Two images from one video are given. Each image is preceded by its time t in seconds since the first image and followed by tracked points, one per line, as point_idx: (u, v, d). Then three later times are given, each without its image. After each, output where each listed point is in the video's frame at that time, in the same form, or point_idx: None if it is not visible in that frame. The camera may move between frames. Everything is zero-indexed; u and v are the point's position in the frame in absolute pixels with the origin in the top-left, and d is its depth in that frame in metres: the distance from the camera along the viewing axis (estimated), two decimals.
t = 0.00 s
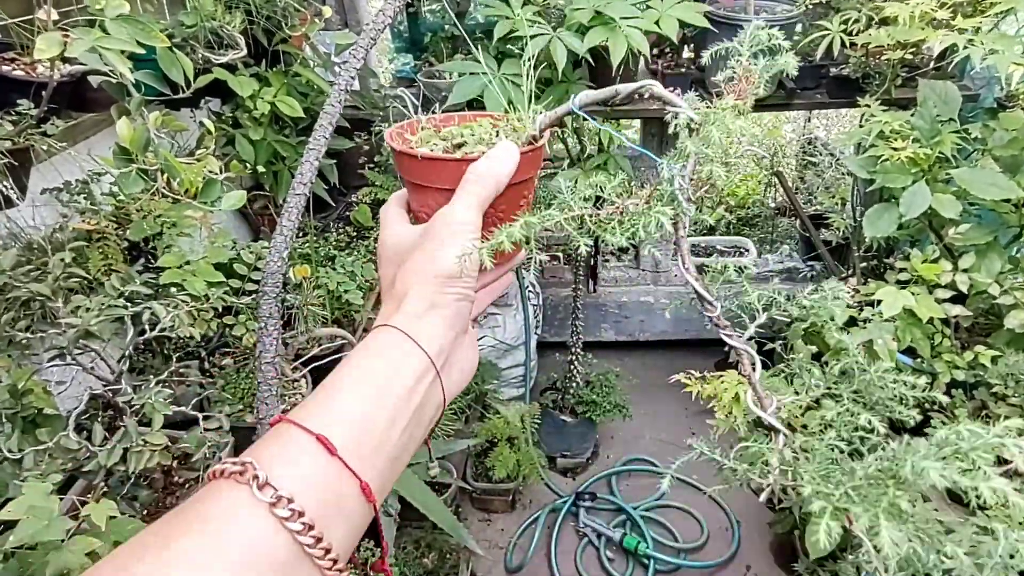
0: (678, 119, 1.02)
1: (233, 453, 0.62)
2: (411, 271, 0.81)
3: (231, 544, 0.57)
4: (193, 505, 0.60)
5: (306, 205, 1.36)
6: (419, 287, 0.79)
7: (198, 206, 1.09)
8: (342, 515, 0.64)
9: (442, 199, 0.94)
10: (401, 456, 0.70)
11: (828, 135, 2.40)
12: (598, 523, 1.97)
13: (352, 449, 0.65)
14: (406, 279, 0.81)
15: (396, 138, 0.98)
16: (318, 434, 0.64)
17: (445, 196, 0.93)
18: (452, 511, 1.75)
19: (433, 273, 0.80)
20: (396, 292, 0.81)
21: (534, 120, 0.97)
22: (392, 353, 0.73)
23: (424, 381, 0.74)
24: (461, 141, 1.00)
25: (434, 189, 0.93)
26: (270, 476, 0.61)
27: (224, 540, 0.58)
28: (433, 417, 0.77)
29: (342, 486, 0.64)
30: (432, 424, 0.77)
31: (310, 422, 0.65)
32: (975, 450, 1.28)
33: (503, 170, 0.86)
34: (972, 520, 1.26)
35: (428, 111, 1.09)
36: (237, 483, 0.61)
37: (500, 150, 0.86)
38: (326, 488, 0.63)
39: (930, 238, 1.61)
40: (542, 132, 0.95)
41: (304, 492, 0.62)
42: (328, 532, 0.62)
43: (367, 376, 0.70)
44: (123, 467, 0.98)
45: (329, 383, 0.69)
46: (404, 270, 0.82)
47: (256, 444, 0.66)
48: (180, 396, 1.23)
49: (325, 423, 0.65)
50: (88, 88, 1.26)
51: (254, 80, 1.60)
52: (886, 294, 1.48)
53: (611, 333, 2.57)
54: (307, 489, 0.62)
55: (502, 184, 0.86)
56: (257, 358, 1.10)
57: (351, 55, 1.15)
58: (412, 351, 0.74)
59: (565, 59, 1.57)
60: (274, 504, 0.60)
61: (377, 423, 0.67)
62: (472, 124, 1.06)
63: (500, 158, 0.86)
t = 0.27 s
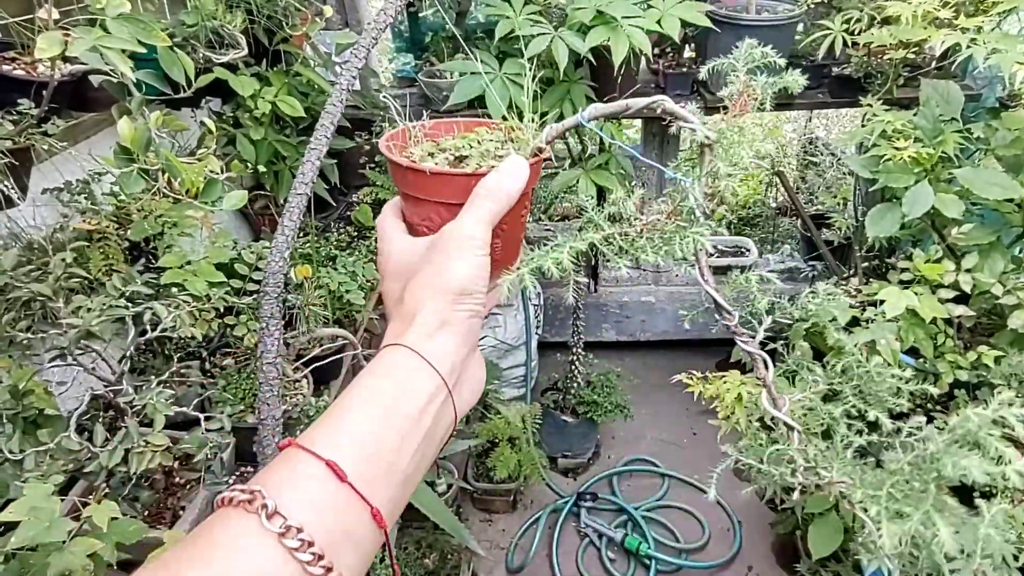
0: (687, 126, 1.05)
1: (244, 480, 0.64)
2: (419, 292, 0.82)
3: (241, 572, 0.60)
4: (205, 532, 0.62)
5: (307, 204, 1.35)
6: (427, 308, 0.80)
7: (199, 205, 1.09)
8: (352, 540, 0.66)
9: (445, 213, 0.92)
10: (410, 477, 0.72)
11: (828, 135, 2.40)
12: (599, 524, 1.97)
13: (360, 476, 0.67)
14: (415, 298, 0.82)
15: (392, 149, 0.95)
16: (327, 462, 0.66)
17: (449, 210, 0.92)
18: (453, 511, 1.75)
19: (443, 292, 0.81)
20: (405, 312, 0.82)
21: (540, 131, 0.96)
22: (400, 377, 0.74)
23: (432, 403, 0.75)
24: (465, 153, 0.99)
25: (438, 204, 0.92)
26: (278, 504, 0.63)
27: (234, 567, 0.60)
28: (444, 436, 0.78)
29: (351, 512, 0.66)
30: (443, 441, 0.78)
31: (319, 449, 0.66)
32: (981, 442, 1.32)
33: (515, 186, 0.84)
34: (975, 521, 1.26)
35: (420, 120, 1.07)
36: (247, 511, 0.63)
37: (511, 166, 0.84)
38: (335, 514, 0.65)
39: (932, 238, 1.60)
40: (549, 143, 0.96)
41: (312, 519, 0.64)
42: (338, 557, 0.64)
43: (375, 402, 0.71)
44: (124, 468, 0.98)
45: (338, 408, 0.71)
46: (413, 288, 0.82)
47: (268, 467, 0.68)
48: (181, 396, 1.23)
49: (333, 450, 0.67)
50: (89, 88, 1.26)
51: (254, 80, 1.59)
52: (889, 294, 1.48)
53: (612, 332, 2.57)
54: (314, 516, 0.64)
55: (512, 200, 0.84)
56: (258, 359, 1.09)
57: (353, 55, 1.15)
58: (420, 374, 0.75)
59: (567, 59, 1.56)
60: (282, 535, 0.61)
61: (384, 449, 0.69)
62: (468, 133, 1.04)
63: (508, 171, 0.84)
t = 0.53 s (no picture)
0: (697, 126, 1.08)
1: (265, 493, 0.64)
2: (435, 301, 0.82)
3: None
4: (226, 547, 0.61)
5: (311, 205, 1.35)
6: (444, 317, 0.80)
7: (205, 205, 1.09)
8: (377, 551, 0.65)
9: (452, 222, 0.93)
10: (432, 488, 0.72)
11: (831, 135, 2.40)
12: (601, 525, 1.97)
13: (383, 486, 0.66)
14: (432, 307, 0.82)
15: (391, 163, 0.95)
16: (350, 472, 0.65)
17: (456, 220, 0.93)
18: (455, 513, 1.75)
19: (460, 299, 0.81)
20: (422, 322, 0.82)
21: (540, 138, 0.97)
22: (419, 387, 0.74)
23: (452, 412, 0.75)
24: (468, 164, 1.00)
25: (443, 216, 0.92)
26: (302, 516, 0.63)
27: None
28: (464, 446, 0.78)
29: (375, 523, 0.65)
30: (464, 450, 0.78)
31: (341, 459, 0.66)
32: (987, 444, 1.32)
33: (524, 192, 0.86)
34: (981, 523, 1.26)
35: (415, 130, 1.07)
36: (269, 523, 0.62)
37: (517, 174, 0.86)
38: (359, 526, 0.64)
39: (937, 239, 1.60)
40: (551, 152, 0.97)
41: (336, 531, 0.63)
42: (362, 568, 0.64)
43: (396, 412, 0.71)
44: (129, 469, 0.98)
45: (358, 419, 0.70)
46: (429, 297, 0.82)
47: (288, 481, 0.68)
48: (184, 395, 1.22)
49: (356, 461, 0.66)
50: (94, 87, 1.26)
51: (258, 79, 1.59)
52: (895, 295, 1.47)
53: (614, 333, 2.57)
54: (338, 527, 0.63)
55: (522, 207, 0.86)
56: (262, 359, 1.09)
57: (359, 55, 1.15)
58: (439, 383, 0.75)
59: (571, 59, 1.56)
60: (306, 547, 0.61)
61: (406, 459, 0.69)
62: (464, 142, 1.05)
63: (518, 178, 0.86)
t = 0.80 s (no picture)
0: (690, 132, 1.12)
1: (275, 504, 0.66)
2: (437, 309, 0.85)
3: None
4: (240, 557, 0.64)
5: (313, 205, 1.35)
6: (446, 326, 0.83)
7: (209, 206, 1.09)
8: (388, 556, 0.68)
9: (448, 227, 0.94)
10: (440, 493, 0.75)
11: (832, 136, 2.40)
12: (602, 525, 1.97)
13: (393, 494, 0.69)
14: (437, 314, 0.85)
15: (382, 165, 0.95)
16: (361, 480, 0.68)
17: (452, 224, 0.94)
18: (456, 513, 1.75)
19: (464, 307, 0.84)
20: (426, 330, 0.85)
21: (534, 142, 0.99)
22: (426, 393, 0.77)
23: (456, 419, 0.78)
24: (461, 165, 1.00)
25: (440, 219, 0.94)
26: (314, 524, 0.66)
27: None
28: (470, 450, 0.81)
29: (386, 529, 0.69)
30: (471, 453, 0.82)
31: (352, 468, 0.69)
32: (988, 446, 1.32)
33: (522, 199, 0.89)
34: (982, 525, 1.26)
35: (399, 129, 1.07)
36: (280, 533, 0.65)
37: (518, 178, 0.89)
38: (369, 533, 0.67)
39: (939, 241, 1.60)
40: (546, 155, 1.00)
41: (347, 539, 0.66)
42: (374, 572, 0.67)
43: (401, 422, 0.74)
44: (133, 470, 0.98)
45: (367, 427, 0.73)
46: (433, 304, 0.85)
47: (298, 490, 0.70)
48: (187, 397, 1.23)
49: (366, 469, 0.69)
50: (98, 88, 1.25)
51: (261, 80, 1.59)
52: (896, 297, 1.48)
53: (615, 334, 2.57)
54: (350, 534, 0.66)
55: (521, 212, 0.89)
56: (264, 360, 1.09)
57: (362, 56, 1.15)
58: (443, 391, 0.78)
59: (574, 60, 1.56)
60: (317, 556, 0.63)
61: (413, 467, 0.72)
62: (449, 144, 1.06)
63: (516, 185, 0.89)
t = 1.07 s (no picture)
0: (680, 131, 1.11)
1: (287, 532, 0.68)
2: (445, 327, 0.87)
3: None
4: None
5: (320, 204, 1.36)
6: (456, 343, 0.85)
7: (218, 205, 1.09)
8: None
9: (446, 240, 0.96)
10: (454, 511, 0.77)
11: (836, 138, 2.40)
12: (605, 525, 1.97)
13: (405, 517, 0.71)
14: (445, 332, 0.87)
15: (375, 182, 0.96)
16: (373, 505, 0.70)
17: (450, 237, 0.96)
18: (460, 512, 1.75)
19: (471, 322, 0.86)
20: (434, 347, 0.87)
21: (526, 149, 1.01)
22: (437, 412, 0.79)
23: (468, 436, 0.80)
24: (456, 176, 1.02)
25: (440, 233, 0.95)
26: (327, 550, 0.68)
27: None
28: (484, 464, 0.83)
29: (401, 551, 0.71)
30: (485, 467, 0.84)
31: (364, 494, 0.71)
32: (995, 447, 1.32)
33: (520, 211, 0.90)
34: (988, 527, 1.26)
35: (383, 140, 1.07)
36: (292, 561, 0.66)
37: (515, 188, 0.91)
38: (383, 557, 0.69)
39: (944, 243, 1.60)
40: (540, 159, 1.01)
41: (360, 562, 0.68)
42: None
43: (412, 444, 0.76)
44: (143, 468, 0.98)
45: (379, 450, 0.75)
46: (441, 322, 0.87)
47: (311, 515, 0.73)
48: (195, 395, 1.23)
49: (379, 493, 0.72)
50: (108, 87, 1.25)
51: (268, 79, 1.59)
52: (902, 298, 1.47)
53: (618, 334, 2.57)
54: (363, 558, 0.68)
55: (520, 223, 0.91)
56: (273, 358, 1.09)
57: (371, 56, 1.15)
58: (454, 409, 0.80)
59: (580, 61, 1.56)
60: None
61: (425, 488, 0.74)
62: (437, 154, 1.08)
63: (514, 198, 0.90)
